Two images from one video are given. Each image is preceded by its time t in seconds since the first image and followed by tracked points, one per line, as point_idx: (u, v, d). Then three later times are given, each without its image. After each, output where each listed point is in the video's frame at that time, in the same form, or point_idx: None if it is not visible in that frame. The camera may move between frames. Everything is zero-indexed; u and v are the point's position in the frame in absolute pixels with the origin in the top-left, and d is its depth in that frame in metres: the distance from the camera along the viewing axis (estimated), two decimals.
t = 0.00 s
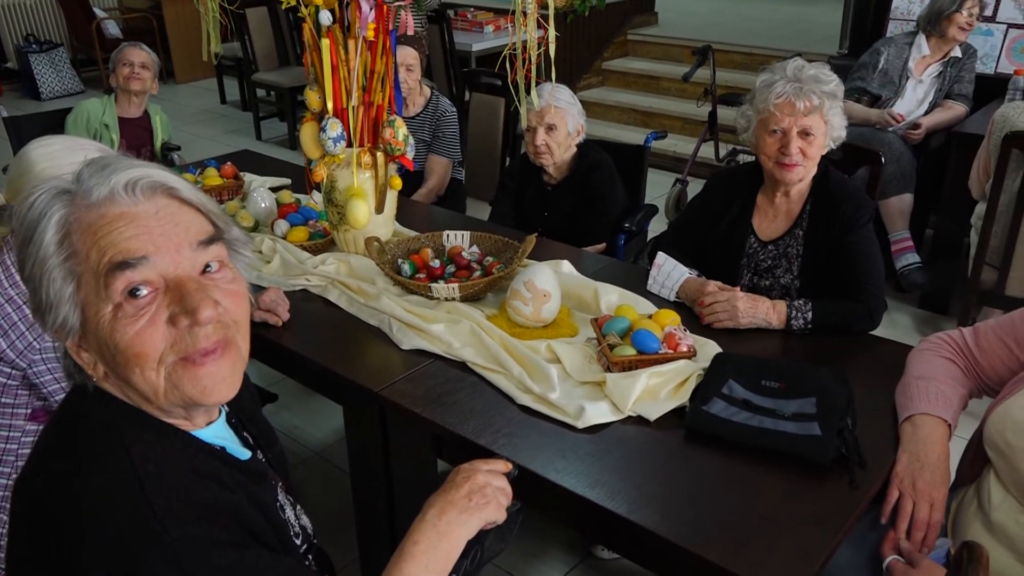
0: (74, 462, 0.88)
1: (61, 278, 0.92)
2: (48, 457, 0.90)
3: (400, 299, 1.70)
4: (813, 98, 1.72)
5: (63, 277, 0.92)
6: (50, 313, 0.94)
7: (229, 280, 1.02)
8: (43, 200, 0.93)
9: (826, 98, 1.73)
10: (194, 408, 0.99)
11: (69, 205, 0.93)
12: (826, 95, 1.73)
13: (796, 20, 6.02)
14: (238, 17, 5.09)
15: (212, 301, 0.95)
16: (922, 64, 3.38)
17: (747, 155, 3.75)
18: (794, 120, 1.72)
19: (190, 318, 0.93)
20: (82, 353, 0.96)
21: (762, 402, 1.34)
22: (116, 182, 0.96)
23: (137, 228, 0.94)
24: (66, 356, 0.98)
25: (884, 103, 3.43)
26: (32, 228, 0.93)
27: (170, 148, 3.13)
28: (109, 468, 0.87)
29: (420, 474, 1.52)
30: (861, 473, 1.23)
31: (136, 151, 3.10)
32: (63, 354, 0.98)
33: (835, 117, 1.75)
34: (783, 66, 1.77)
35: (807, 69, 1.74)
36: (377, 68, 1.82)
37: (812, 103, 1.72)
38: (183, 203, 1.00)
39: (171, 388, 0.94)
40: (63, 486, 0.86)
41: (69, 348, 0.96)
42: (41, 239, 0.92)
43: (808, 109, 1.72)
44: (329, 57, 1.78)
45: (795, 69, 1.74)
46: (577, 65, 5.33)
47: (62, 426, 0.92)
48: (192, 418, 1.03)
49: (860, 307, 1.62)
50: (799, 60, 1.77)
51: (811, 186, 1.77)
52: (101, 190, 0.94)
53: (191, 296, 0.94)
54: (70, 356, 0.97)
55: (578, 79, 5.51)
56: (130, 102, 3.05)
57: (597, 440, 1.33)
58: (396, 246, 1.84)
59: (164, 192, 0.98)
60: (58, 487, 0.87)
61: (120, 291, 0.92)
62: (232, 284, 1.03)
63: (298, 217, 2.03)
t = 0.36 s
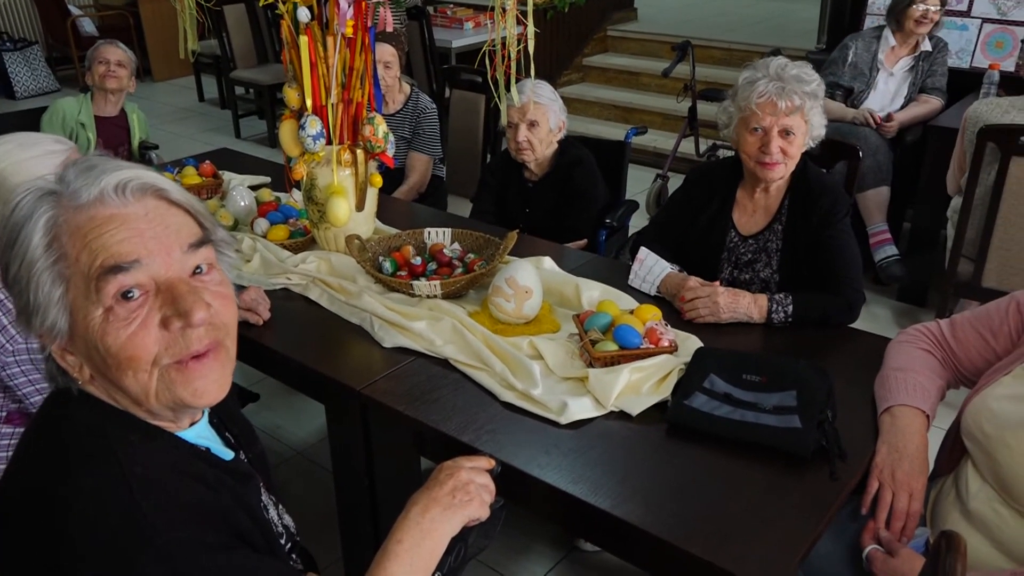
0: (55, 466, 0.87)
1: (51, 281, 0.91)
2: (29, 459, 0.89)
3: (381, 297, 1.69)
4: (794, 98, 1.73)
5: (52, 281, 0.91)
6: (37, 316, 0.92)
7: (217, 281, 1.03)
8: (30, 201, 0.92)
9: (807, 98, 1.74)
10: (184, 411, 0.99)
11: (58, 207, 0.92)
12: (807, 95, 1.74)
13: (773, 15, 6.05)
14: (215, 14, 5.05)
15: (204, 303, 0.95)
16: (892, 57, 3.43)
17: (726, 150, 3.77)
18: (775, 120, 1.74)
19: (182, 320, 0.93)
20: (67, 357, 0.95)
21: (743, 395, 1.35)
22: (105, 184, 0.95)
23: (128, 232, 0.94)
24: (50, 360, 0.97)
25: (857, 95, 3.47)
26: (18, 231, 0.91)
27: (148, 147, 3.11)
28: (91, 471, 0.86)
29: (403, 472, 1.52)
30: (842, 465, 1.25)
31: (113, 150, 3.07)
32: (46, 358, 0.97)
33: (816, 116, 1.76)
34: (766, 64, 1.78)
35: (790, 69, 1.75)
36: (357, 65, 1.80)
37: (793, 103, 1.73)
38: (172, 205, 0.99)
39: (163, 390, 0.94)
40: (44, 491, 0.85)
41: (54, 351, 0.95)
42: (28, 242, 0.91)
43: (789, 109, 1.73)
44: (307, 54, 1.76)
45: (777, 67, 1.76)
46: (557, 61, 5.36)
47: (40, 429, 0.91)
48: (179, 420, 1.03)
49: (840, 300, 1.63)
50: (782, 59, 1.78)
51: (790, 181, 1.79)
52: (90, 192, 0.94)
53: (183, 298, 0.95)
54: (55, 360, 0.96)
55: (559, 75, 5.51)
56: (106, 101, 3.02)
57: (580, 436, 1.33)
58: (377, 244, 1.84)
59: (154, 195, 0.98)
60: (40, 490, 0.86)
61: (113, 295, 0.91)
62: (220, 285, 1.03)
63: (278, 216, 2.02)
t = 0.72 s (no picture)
0: (26, 474, 0.86)
1: (18, 288, 0.90)
2: None
3: (356, 297, 1.69)
4: (764, 92, 1.74)
5: (19, 288, 0.90)
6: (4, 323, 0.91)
7: (188, 285, 1.02)
8: None
9: (776, 92, 1.76)
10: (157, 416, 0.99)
11: (24, 212, 0.91)
12: (776, 89, 1.76)
13: (744, 11, 6.10)
14: (185, 13, 4.99)
15: (179, 307, 0.95)
16: (862, 52, 3.46)
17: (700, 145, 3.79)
18: (745, 114, 1.75)
19: (157, 325, 0.93)
20: (35, 365, 0.94)
21: (719, 389, 1.36)
22: (74, 188, 0.94)
23: (100, 236, 0.92)
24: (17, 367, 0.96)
25: (828, 90, 3.51)
26: None
27: (117, 148, 3.07)
28: (63, 478, 0.85)
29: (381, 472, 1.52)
30: (816, 456, 1.26)
31: (82, 151, 3.03)
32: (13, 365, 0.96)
33: (785, 111, 1.78)
34: (735, 60, 1.80)
35: (759, 64, 1.76)
36: (328, 63, 1.79)
37: (763, 98, 1.74)
38: (143, 209, 0.98)
39: (137, 396, 0.93)
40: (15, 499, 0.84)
41: (21, 359, 0.94)
42: None
43: (759, 103, 1.75)
44: (278, 53, 1.75)
45: (747, 62, 1.77)
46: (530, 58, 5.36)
47: (8, 436, 0.90)
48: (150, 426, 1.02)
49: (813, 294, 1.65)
50: (751, 54, 1.80)
51: (761, 175, 1.81)
52: (58, 196, 0.92)
53: (157, 302, 0.94)
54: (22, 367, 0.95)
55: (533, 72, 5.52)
56: (74, 101, 2.98)
57: (558, 432, 1.33)
58: (352, 243, 1.83)
59: (124, 198, 0.97)
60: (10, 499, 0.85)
61: (84, 300, 0.90)
62: (191, 289, 1.03)
63: (251, 216, 2.00)
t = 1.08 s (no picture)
0: None
1: None
2: None
3: (324, 298, 1.67)
4: (728, 87, 1.76)
5: None
6: None
7: (148, 288, 1.01)
8: None
9: (739, 87, 1.77)
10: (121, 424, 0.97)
11: None
12: (739, 84, 1.78)
13: (707, 8, 6.15)
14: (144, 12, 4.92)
15: (142, 310, 0.94)
16: (822, 47, 3.51)
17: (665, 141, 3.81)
18: (710, 109, 1.76)
19: (121, 328, 0.91)
20: None
21: (687, 383, 1.37)
22: (28, 193, 0.92)
23: (57, 239, 0.91)
24: None
25: (790, 85, 3.55)
26: None
27: (76, 151, 3.02)
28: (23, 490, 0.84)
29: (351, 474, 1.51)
30: (783, 447, 1.28)
31: (40, 154, 2.97)
32: None
33: (749, 105, 1.80)
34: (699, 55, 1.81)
35: (722, 59, 1.78)
36: (291, 63, 1.78)
37: (727, 93, 1.76)
38: (100, 212, 0.97)
39: (101, 403, 0.92)
40: None
41: None
42: None
43: (723, 98, 1.76)
44: (240, 53, 1.73)
45: (710, 58, 1.78)
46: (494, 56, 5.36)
47: None
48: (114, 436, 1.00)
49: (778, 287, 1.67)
50: (714, 50, 1.81)
51: (726, 170, 1.82)
52: (11, 201, 0.91)
53: (119, 305, 0.93)
54: None
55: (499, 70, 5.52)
56: (31, 103, 2.92)
57: (528, 429, 1.34)
58: (318, 244, 1.81)
59: (80, 201, 0.95)
60: None
61: (44, 306, 0.89)
62: (151, 291, 1.01)
63: (215, 218, 1.98)
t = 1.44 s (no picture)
0: None
1: None
2: None
3: (288, 301, 1.66)
4: (689, 82, 1.78)
5: None
6: None
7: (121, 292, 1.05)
8: None
9: (700, 82, 1.79)
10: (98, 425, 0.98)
11: None
12: (700, 79, 1.79)
13: (667, 5, 6.20)
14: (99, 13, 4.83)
15: (134, 311, 0.99)
16: (781, 43, 3.55)
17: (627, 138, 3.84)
18: (672, 104, 1.78)
19: (120, 328, 0.95)
20: None
21: (653, 377, 1.38)
22: (24, 198, 0.94)
23: (58, 243, 0.93)
24: None
25: (750, 81, 3.59)
26: None
27: (30, 155, 2.96)
28: None
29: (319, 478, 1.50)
30: (748, 439, 1.29)
31: None
32: None
33: (709, 100, 1.81)
34: (661, 51, 1.82)
35: (683, 55, 1.79)
36: (250, 63, 1.76)
37: (688, 87, 1.78)
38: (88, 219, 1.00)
39: (94, 403, 0.94)
40: None
41: None
42: None
43: (684, 93, 1.78)
44: (197, 54, 1.71)
45: (671, 53, 1.80)
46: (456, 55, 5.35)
47: None
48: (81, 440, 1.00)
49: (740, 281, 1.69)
50: (675, 45, 1.83)
51: (688, 165, 1.84)
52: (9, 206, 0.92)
53: (114, 308, 0.96)
54: None
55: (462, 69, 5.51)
56: None
57: (496, 428, 1.34)
58: (281, 246, 1.80)
59: (71, 208, 0.98)
60: None
61: (45, 309, 0.90)
62: (127, 293, 1.04)
63: (175, 222, 1.95)
